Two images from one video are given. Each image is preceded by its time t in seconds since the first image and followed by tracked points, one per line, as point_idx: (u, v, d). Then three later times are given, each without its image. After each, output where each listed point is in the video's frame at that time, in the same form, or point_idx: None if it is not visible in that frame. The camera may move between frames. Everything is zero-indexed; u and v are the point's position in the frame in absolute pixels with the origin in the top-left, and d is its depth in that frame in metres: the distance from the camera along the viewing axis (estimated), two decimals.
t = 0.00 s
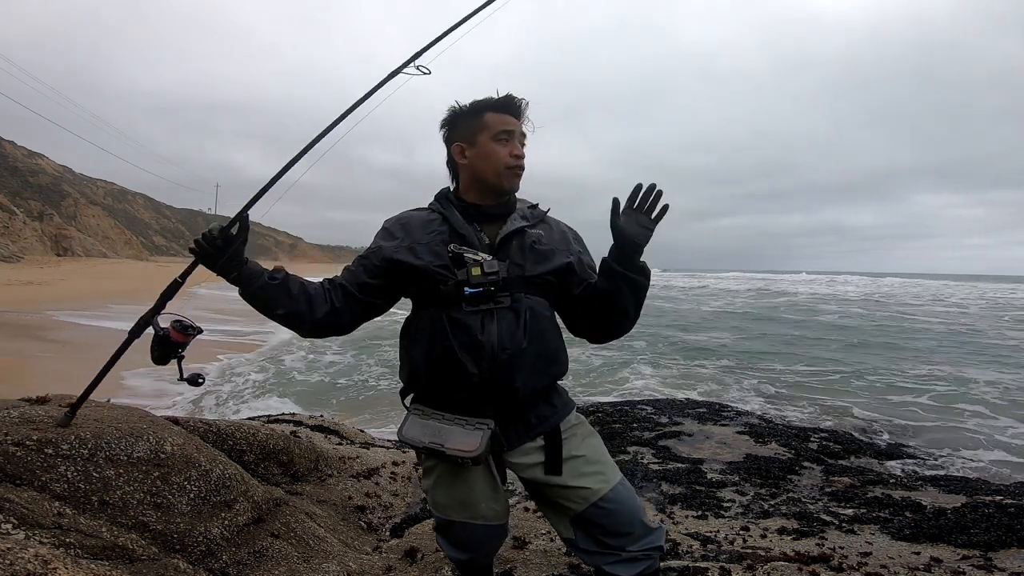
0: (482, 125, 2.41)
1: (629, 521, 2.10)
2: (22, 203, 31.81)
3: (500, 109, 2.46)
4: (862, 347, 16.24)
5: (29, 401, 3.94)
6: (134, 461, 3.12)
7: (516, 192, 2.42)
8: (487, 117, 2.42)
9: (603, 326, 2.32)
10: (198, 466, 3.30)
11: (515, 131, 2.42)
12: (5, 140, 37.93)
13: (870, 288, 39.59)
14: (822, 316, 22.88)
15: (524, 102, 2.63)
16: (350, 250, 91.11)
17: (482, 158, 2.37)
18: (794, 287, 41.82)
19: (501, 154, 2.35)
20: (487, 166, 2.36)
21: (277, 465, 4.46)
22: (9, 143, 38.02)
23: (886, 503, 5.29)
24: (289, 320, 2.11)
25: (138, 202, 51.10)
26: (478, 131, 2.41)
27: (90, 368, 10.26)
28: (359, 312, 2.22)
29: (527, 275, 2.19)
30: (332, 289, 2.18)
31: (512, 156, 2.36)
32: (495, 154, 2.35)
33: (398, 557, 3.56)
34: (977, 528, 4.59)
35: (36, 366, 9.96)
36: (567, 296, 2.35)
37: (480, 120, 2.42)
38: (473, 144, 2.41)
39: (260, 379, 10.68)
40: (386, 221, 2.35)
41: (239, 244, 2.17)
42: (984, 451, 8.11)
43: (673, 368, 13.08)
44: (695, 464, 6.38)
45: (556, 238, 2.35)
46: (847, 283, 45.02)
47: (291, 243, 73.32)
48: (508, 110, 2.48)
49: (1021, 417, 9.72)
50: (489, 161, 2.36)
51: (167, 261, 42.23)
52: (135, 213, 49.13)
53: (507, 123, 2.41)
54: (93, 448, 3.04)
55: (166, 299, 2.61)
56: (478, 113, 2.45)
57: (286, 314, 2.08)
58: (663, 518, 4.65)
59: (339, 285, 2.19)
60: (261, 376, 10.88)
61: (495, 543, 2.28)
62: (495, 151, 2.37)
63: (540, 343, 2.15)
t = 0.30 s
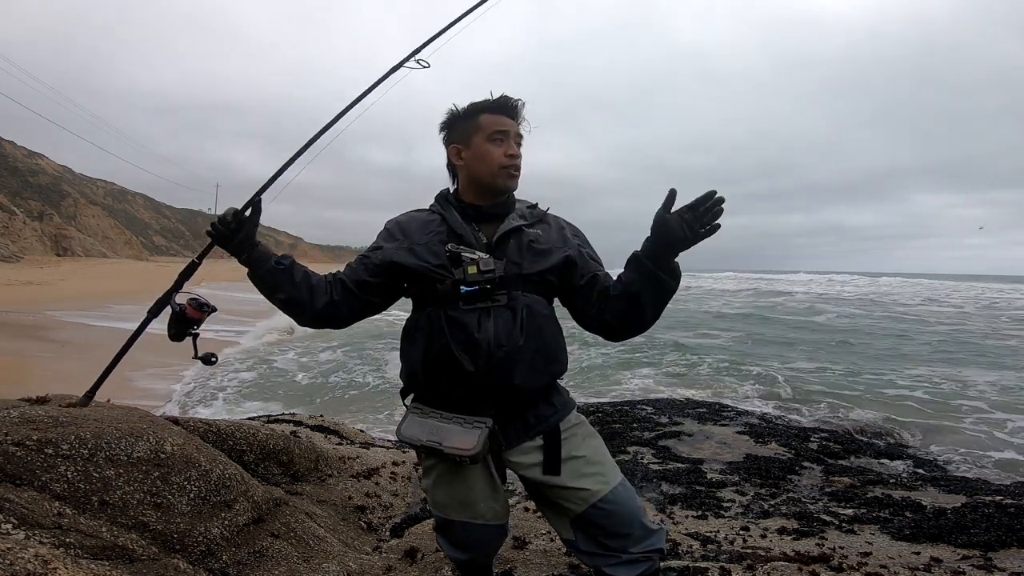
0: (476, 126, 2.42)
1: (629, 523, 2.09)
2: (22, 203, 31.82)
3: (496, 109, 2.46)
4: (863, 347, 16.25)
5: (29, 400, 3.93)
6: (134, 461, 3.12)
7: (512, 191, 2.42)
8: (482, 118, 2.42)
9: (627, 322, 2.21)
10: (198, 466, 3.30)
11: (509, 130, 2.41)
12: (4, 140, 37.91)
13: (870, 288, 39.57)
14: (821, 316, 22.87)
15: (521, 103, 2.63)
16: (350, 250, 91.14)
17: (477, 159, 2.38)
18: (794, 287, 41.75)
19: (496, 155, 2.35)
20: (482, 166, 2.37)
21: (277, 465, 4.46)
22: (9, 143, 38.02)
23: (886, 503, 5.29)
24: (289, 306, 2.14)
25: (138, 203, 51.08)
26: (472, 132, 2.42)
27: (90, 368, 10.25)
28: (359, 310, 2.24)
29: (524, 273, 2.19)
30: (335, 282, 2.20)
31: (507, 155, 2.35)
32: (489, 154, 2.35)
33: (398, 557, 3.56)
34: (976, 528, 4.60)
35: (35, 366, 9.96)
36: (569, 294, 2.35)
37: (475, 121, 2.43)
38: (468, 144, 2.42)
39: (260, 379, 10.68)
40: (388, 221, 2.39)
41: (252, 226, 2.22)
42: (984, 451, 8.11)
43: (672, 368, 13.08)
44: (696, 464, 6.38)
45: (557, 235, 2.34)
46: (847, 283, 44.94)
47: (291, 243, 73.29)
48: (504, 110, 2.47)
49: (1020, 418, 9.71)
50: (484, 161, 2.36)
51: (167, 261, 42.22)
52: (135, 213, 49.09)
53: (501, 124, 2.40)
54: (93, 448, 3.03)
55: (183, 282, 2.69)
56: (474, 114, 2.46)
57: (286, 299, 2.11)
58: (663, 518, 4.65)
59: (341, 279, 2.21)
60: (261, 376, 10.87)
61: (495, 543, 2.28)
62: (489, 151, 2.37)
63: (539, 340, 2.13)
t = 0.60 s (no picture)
0: (486, 127, 2.44)
1: (622, 535, 2.04)
2: (22, 204, 31.82)
3: (506, 109, 2.48)
4: (863, 347, 16.24)
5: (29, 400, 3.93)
6: (134, 461, 3.12)
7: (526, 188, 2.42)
8: (491, 120, 2.44)
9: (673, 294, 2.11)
10: (198, 466, 3.30)
11: (519, 130, 2.42)
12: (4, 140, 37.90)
13: (870, 288, 39.56)
14: (822, 316, 22.86)
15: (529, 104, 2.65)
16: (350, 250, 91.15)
17: (489, 159, 2.38)
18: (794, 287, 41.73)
19: (507, 153, 2.35)
20: (493, 164, 2.37)
21: (277, 465, 4.46)
22: (9, 143, 38.03)
23: (886, 503, 5.29)
24: (300, 296, 2.28)
25: (138, 203, 51.09)
26: (482, 133, 2.44)
27: (90, 368, 10.25)
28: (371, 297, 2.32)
29: (529, 274, 2.16)
30: (342, 272, 2.30)
31: (518, 153, 2.36)
32: (500, 153, 2.36)
33: (398, 557, 3.56)
34: (976, 528, 4.60)
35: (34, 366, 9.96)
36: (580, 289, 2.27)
37: (484, 123, 2.45)
38: (479, 145, 2.44)
39: (260, 379, 10.68)
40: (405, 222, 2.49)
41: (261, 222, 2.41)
42: (984, 451, 8.11)
43: (672, 368, 13.08)
44: (696, 464, 6.38)
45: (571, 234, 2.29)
46: (847, 283, 44.91)
47: (290, 243, 73.25)
48: (514, 110, 2.49)
49: (1019, 418, 9.72)
50: (495, 159, 2.36)
51: (167, 261, 42.19)
52: (135, 213, 49.07)
53: (511, 124, 2.42)
54: (93, 449, 3.04)
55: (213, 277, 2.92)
56: (484, 116, 2.49)
57: (294, 289, 2.24)
58: (663, 518, 4.65)
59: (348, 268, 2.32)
60: (261, 376, 10.87)
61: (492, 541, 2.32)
62: (500, 150, 2.37)
63: (539, 339, 2.08)
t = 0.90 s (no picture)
0: (503, 127, 2.44)
1: (632, 536, 2.01)
2: (22, 204, 31.84)
3: (520, 108, 2.48)
4: (863, 347, 16.23)
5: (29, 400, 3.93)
6: (134, 461, 3.12)
7: (548, 181, 2.37)
8: (507, 120, 2.44)
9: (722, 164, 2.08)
10: (198, 466, 3.30)
11: (535, 126, 2.41)
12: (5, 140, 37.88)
13: (870, 288, 39.51)
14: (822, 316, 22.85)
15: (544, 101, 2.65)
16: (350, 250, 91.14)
17: (507, 157, 2.37)
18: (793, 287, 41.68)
19: (523, 148, 2.33)
20: (510, 162, 2.36)
21: (277, 465, 4.46)
22: (9, 143, 38.04)
23: (886, 503, 5.29)
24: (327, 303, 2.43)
25: (138, 203, 51.11)
26: (499, 133, 2.44)
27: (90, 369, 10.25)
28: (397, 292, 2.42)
29: (548, 261, 2.09)
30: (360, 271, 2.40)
31: (534, 146, 2.33)
32: (517, 149, 2.35)
33: (398, 556, 3.56)
34: (976, 528, 4.59)
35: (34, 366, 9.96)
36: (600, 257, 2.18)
37: (501, 124, 2.46)
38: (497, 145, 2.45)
39: (260, 379, 10.67)
40: (428, 221, 2.59)
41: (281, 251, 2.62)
42: (984, 451, 8.11)
43: (672, 368, 13.08)
44: (696, 464, 6.38)
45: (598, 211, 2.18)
46: (847, 283, 44.87)
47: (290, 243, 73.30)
48: (528, 107, 2.49)
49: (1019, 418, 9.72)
50: (513, 155, 2.35)
51: (167, 261, 42.20)
52: (136, 213, 49.07)
53: (526, 121, 2.41)
54: (93, 449, 3.04)
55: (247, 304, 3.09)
56: (500, 117, 2.50)
57: (317, 298, 2.39)
58: (663, 518, 4.65)
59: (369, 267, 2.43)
60: (261, 376, 10.88)
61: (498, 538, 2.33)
62: (517, 147, 2.36)
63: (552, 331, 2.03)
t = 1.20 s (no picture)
0: (508, 123, 2.45)
1: (639, 532, 2.02)
2: (23, 203, 31.85)
3: (526, 102, 2.45)
4: (863, 347, 16.23)
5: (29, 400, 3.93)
6: (134, 461, 3.12)
7: (548, 177, 2.35)
8: (513, 115, 2.45)
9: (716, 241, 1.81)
10: (198, 466, 3.30)
11: (537, 119, 2.37)
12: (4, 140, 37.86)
13: (869, 288, 39.52)
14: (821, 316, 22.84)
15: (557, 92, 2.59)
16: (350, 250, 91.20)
17: (508, 154, 2.39)
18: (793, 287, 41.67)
19: (521, 145, 2.34)
20: (511, 159, 2.37)
21: (277, 465, 4.46)
22: (9, 143, 38.02)
23: (886, 503, 5.29)
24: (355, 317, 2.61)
25: (138, 203, 51.10)
26: (505, 129, 2.46)
27: (90, 368, 10.26)
28: (411, 294, 2.55)
29: (548, 266, 2.07)
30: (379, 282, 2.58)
31: (531, 143, 2.31)
32: (516, 145, 2.35)
33: (398, 557, 3.56)
34: (976, 528, 4.59)
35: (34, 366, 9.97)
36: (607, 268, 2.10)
37: (508, 119, 2.46)
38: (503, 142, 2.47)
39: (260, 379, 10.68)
40: (440, 218, 2.62)
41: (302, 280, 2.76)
42: (984, 451, 8.11)
43: (672, 368, 13.09)
44: (696, 464, 6.38)
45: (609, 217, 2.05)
46: (846, 284, 44.81)
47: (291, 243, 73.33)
48: (534, 100, 2.45)
49: (1019, 418, 9.71)
50: (513, 152, 2.36)
51: (166, 261, 42.19)
52: (136, 213, 49.06)
53: (528, 115, 2.39)
54: (93, 449, 3.04)
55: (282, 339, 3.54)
56: (508, 113, 2.51)
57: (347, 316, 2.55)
58: (663, 518, 4.66)
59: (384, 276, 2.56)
60: (261, 376, 10.87)
61: (501, 538, 2.34)
62: (517, 143, 2.37)
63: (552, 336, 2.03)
